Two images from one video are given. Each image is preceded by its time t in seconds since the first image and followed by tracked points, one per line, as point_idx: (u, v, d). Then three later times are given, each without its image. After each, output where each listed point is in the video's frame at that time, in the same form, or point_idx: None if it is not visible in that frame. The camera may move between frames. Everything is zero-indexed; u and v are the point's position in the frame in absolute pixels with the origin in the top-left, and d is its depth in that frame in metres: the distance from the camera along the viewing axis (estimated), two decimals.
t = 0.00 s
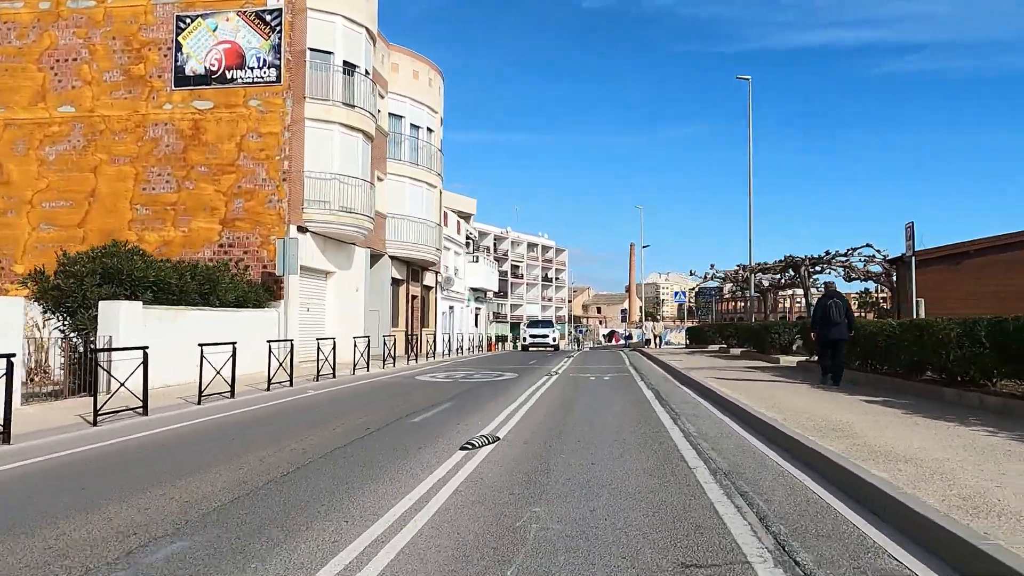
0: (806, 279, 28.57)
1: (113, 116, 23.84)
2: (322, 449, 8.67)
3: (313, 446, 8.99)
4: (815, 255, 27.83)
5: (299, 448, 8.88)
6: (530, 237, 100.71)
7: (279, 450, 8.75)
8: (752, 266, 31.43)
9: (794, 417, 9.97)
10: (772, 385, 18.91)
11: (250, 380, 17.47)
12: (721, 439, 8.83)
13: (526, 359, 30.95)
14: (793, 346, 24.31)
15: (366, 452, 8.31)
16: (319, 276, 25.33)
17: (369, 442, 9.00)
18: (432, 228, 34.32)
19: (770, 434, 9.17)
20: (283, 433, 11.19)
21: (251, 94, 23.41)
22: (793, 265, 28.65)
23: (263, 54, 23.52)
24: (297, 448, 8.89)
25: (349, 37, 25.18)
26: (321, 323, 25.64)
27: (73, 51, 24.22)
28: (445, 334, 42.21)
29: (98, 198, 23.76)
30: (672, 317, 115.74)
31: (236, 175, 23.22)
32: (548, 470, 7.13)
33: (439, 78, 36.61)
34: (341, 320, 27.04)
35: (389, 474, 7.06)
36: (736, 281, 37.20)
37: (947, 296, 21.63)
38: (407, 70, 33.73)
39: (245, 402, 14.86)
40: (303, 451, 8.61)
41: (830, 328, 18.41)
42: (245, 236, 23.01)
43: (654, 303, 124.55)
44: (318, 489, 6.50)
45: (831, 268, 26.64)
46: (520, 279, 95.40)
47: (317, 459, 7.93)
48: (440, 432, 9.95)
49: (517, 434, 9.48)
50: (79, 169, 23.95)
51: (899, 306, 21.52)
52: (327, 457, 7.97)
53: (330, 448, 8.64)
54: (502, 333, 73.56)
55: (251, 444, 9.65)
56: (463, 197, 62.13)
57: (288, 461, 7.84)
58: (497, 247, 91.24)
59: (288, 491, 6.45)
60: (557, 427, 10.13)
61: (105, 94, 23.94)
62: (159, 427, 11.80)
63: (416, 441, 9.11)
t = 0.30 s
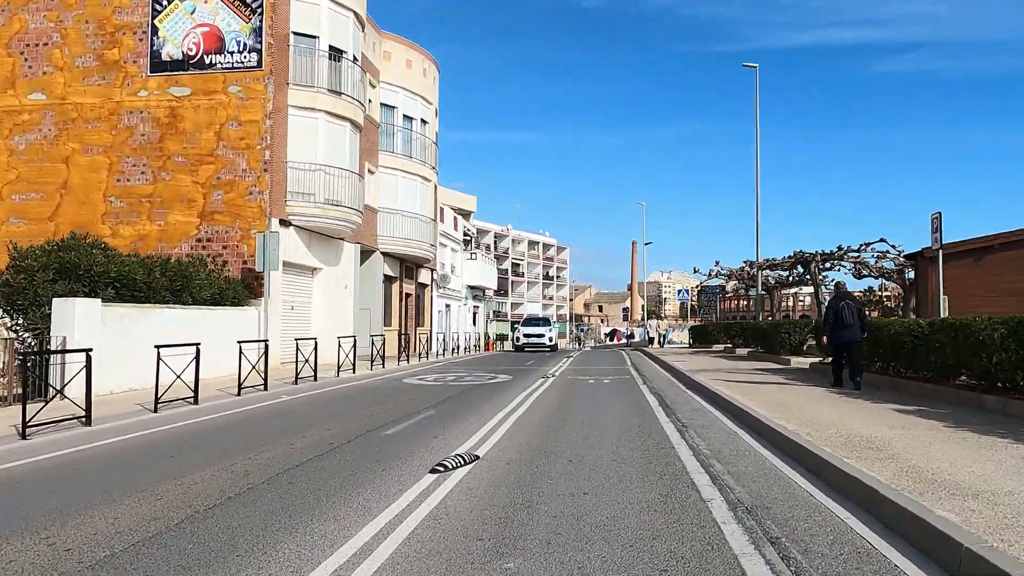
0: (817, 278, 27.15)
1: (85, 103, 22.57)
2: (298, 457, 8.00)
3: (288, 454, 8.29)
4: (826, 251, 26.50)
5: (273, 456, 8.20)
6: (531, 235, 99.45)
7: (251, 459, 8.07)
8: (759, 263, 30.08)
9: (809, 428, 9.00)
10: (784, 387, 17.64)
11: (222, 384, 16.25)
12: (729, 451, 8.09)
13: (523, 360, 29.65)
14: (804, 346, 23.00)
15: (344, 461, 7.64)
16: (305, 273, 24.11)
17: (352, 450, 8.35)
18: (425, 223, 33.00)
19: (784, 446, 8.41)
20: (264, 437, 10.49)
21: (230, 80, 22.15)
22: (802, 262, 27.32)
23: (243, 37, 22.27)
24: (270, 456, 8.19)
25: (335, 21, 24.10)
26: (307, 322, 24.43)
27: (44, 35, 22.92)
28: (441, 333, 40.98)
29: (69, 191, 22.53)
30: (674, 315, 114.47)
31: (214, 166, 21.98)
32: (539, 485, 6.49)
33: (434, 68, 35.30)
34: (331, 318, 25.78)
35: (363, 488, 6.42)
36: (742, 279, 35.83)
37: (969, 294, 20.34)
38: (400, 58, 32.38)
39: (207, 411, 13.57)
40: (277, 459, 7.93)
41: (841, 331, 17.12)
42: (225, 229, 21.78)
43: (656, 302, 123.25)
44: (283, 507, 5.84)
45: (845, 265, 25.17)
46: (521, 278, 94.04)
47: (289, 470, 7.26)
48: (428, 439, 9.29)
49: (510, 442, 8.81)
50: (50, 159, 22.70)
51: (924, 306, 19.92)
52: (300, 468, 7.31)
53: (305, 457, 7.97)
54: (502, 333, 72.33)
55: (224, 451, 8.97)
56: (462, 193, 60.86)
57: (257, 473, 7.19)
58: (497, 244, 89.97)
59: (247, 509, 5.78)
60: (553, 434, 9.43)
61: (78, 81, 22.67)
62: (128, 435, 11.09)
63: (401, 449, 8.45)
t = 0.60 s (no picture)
0: (831, 274, 25.85)
1: (59, 91, 21.32)
2: (256, 475, 7.14)
3: (247, 469, 7.43)
4: (840, 246, 25.17)
5: (231, 472, 7.33)
6: (533, 233, 98.07)
7: (206, 476, 7.23)
8: (769, 259, 28.74)
9: (831, 440, 7.98)
10: (800, 391, 16.36)
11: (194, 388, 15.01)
12: (740, 464, 7.23)
13: (521, 361, 28.30)
14: (819, 347, 21.69)
15: (308, 479, 6.82)
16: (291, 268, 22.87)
17: (321, 463, 7.53)
18: (420, 218, 31.68)
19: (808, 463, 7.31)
20: (232, 440, 9.63)
21: (210, 65, 20.86)
22: (815, 257, 25.99)
23: (223, 19, 21.00)
24: (227, 473, 7.32)
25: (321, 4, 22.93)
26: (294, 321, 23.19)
27: (14, 21, 21.67)
28: (439, 332, 39.72)
29: (41, 184, 21.20)
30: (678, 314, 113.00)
31: (192, 156, 20.69)
32: (524, 511, 5.69)
33: (430, 57, 34.04)
34: (319, 317, 24.51)
35: (323, 517, 5.61)
36: (750, 277, 34.47)
37: (997, 291, 19.05)
38: (394, 46, 31.13)
39: (171, 412, 12.23)
40: (233, 477, 7.08)
41: (852, 329, 15.67)
42: (203, 223, 20.48)
43: (659, 301, 121.75)
44: (217, 550, 4.93)
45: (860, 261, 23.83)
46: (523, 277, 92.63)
47: (243, 490, 6.42)
48: (408, 450, 8.44)
49: (497, 456, 7.88)
50: (22, 152, 21.43)
51: (948, 304, 18.56)
52: (257, 488, 6.48)
53: (266, 474, 7.13)
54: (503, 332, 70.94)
55: (181, 461, 8.11)
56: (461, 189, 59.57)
57: (207, 494, 6.36)
58: (499, 242, 88.61)
59: (181, 547, 4.94)
60: (545, 445, 8.47)
61: (48, 66, 21.35)
62: (83, 434, 10.16)
63: (377, 462, 7.61)
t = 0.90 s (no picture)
0: (846, 272, 24.49)
1: None
2: (216, 495, 6.43)
3: (207, 487, 6.67)
4: (856, 241, 23.85)
5: (181, 496, 6.45)
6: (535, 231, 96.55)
7: (143, 504, 6.14)
8: (780, 256, 27.43)
9: (850, 447, 7.21)
10: (821, 396, 15.03)
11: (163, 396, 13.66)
12: (753, 478, 6.55)
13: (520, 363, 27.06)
14: (836, 348, 20.35)
15: (246, 520, 5.55)
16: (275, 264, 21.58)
17: (292, 481, 6.83)
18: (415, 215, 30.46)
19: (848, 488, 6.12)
20: (201, 450, 8.82)
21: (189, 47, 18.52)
22: (829, 253, 24.63)
23: None
24: (185, 492, 6.56)
25: None
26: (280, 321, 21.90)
27: None
28: (436, 332, 38.40)
29: None
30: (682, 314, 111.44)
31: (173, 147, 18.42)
32: (512, 534, 5.02)
33: (426, 46, 32.73)
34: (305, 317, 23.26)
35: (284, 552, 4.91)
36: (759, 274, 33.16)
37: None
38: (387, 34, 29.82)
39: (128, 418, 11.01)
40: (193, 497, 6.37)
41: (874, 332, 14.11)
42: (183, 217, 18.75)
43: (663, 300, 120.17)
44: None
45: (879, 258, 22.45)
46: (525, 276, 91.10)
47: (188, 523, 5.56)
48: (378, 473, 7.21)
49: (477, 481, 6.64)
50: None
51: (977, 302, 17.26)
52: (205, 520, 5.62)
53: (220, 500, 6.25)
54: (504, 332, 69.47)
55: (141, 474, 7.38)
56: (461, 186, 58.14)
57: (133, 532, 5.29)
58: (500, 241, 87.10)
59: None
60: (537, 467, 7.21)
61: None
62: (33, 445, 9.20)
63: (339, 487, 6.55)
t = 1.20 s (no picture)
0: (862, 268, 23.18)
1: None
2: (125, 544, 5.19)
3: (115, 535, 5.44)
4: (874, 236, 22.48)
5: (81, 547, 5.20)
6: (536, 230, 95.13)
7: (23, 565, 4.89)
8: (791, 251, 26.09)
9: (898, 474, 6.05)
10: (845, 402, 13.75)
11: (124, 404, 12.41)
12: (784, 515, 5.47)
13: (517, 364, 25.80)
14: (855, 349, 19.03)
15: None
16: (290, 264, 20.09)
17: (228, 519, 5.71)
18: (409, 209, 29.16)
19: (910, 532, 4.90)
20: (144, 467, 7.66)
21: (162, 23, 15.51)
22: (845, 249, 23.30)
23: None
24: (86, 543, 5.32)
25: None
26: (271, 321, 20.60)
27: None
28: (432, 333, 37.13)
29: None
30: (686, 314, 109.97)
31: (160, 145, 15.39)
32: None
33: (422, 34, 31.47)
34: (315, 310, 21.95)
35: None
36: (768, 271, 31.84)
37: None
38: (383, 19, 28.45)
39: (68, 427, 9.68)
40: (109, 542, 5.24)
41: (894, 333, 12.85)
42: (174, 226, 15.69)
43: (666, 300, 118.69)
44: None
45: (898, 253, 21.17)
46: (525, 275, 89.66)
47: None
48: (329, 511, 5.98)
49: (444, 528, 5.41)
50: None
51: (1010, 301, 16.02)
52: None
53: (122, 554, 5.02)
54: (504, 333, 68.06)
55: (58, 505, 6.23)
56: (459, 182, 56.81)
57: None
58: (501, 240, 85.67)
59: None
60: (517, 510, 5.94)
61: None
62: None
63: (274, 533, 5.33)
